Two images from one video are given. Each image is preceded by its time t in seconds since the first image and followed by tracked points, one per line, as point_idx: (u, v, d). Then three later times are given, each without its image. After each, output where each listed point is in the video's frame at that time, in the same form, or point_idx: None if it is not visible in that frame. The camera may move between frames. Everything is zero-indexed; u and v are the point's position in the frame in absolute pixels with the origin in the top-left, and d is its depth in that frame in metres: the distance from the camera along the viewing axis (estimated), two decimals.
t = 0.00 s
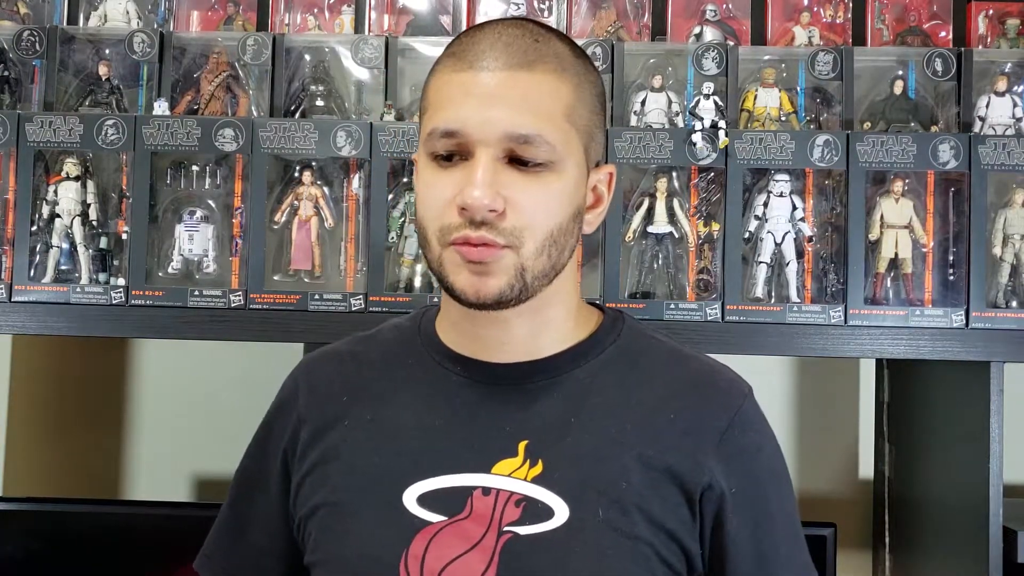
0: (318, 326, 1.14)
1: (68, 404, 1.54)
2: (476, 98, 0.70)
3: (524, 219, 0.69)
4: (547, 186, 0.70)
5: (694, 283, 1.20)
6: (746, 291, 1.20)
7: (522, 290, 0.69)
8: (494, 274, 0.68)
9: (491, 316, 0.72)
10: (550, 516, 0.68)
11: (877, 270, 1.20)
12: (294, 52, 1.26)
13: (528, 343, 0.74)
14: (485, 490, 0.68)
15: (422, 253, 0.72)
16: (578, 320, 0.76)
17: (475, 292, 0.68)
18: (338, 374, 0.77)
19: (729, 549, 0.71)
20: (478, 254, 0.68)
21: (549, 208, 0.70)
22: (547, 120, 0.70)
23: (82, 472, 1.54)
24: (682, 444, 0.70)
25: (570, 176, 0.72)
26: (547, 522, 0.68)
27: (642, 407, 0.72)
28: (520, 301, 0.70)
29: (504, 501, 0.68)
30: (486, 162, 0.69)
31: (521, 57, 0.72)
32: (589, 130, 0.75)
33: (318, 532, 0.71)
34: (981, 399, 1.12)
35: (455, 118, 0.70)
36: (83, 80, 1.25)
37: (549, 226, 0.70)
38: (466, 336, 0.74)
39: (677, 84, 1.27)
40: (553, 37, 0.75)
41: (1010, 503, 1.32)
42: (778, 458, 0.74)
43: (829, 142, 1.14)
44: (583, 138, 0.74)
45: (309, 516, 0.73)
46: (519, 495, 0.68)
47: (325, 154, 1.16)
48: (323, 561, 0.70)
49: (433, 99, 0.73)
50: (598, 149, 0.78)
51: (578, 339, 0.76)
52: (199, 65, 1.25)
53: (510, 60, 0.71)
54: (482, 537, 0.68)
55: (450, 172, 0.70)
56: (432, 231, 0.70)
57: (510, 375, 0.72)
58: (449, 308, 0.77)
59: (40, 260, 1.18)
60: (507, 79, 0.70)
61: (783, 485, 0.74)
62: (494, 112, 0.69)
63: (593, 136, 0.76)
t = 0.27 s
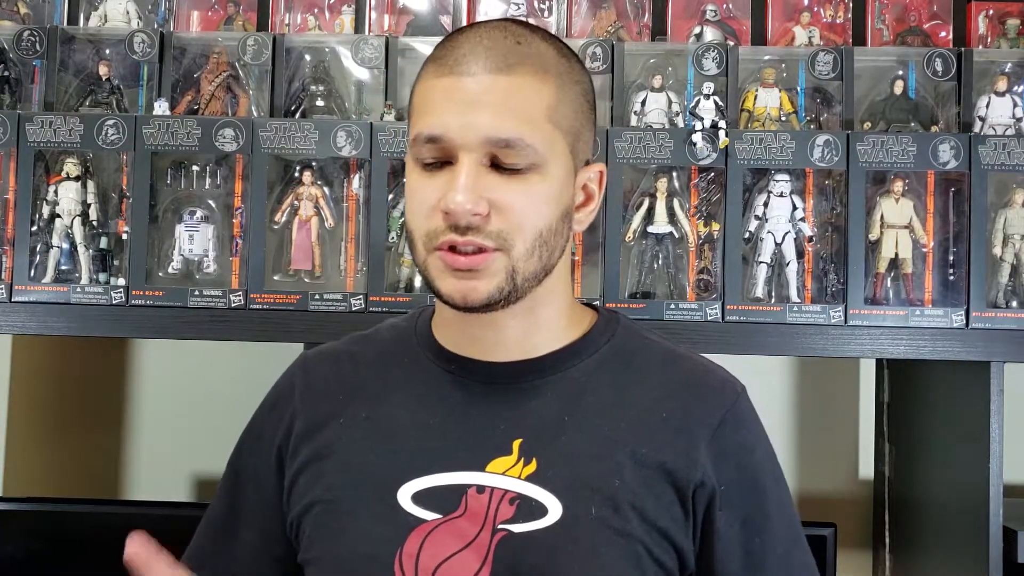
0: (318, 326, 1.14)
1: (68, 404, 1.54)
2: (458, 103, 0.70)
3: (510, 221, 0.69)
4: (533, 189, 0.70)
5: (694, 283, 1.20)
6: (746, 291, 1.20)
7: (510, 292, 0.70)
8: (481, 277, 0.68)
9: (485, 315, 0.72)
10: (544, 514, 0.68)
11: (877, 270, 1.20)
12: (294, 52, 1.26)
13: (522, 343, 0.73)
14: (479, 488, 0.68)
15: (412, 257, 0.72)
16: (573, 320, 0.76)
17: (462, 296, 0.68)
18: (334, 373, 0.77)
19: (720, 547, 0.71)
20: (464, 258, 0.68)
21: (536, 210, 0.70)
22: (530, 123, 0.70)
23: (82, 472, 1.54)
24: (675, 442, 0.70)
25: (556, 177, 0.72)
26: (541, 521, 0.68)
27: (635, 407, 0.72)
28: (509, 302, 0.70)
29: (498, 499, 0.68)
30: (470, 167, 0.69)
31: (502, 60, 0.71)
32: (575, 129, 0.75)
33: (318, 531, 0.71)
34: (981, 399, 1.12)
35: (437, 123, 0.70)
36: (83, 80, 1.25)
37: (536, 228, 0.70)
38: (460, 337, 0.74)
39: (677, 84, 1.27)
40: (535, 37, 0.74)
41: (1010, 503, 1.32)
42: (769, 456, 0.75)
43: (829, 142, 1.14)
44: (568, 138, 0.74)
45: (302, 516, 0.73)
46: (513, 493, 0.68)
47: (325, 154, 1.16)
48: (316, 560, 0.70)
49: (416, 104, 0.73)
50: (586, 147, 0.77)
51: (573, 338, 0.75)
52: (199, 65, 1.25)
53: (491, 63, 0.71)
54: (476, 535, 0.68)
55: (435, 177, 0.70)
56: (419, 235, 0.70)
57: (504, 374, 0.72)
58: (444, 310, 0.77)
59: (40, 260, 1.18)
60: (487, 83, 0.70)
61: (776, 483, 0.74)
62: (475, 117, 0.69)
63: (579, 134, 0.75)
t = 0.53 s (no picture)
0: (318, 326, 1.14)
1: (69, 403, 1.54)
2: (473, 93, 0.70)
3: (520, 214, 0.69)
4: (542, 185, 0.70)
5: (695, 284, 1.20)
6: (746, 292, 1.20)
7: (515, 285, 0.69)
8: (489, 269, 0.68)
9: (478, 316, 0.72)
10: (543, 519, 0.68)
11: (878, 270, 1.20)
12: (294, 52, 1.26)
13: (515, 344, 0.73)
14: (476, 493, 0.68)
15: (414, 248, 0.71)
16: (564, 320, 0.76)
17: (468, 287, 0.68)
18: (327, 374, 0.77)
19: (717, 547, 0.71)
20: (473, 247, 0.68)
21: (544, 205, 0.70)
22: (543, 118, 0.71)
23: (82, 472, 1.54)
24: (672, 443, 0.71)
25: (564, 176, 0.73)
26: (540, 525, 0.68)
27: (632, 408, 0.72)
28: (512, 297, 0.70)
29: (496, 504, 0.68)
30: (482, 158, 0.69)
31: (518, 54, 0.72)
32: (581, 132, 0.76)
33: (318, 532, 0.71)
34: (982, 399, 1.12)
35: (451, 113, 0.70)
36: (83, 80, 1.25)
37: (544, 224, 0.70)
38: (452, 337, 0.74)
39: (676, 84, 1.27)
40: (547, 37, 0.75)
41: (1010, 503, 1.32)
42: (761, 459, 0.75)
43: (829, 142, 1.14)
44: (575, 139, 0.75)
45: (295, 521, 0.72)
46: (510, 498, 0.68)
47: (325, 154, 1.16)
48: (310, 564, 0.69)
49: (427, 93, 0.73)
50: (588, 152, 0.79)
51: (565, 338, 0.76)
52: (199, 65, 1.25)
53: (507, 57, 0.71)
54: (474, 540, 0.68)
55: (445, 167, 0.70)
56: (425, 225, 0.70)
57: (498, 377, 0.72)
58: (432, 309, 0.76)
59: (40, 260, 1.18)
60: (504, 75, 0.70)
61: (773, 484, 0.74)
62: (491, 108, 0.69)
63: (584, 138, 0.77)
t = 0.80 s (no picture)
0: (318, 326, 1.14)
1: (69, 403, 1.54)
2: (461, 94, 0.70)
3: (509, 218, 0.69)
4: (530, 187, 0.71)
5: (694, 284, 1.20)
6: (746, 291, 1.20)
7: (503, 290, 0.70)
8: (479, 275, 0.69)
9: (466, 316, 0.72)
10: (533, 520, 0.68)
11: (878, 269, 1.20)
12: (294, 52, 1.26)
13: (503, 345, 0.74)
14: (465, 496, 0.68)
15: (403, 250, 0.71)
16: (550, 320, 0.77)
17: (457, 293, 0.68)
18: (318, 375, 0.77)
19: (715, 547, 0.71)
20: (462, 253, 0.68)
21: (533, 207, 0.71)
22: (532, 119, 0.71)
23: (81, 472, 1.54)
24: (669, 443, 0.71)
25: (552, 176, 0.73)
26: (530, 527, 0.68)
27: (630, 408, 0.72)
28: (502, 300, 0.71)
29: (485, 507, 0.68)
30: (471, 160, 0.69)
31: (506, 53, 0.72)
32: (569, 130, 0.76)
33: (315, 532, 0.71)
34: (981, 399, 1.12)
35: (439, 114, 0.70)
36: (83, 80, 1.25)
37: (532, 226, 0.71)
38: (438, 338, 0.74)
39: (677, 84, 1.27)
40: (534, 34, 0.75)
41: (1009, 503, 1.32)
42: (753, 459, 0.75)
43: (829, 142, 1.14)
44: (563, 138, 0.75)
45: (285, 523, 0.72)
46: (499, 501, 0.68)
47: (325, 154, 1.16)
48: (301, 564, 0.69)
49: (414, 92, 0.72)
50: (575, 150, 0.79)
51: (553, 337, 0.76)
52: (199, 65, 1.25)
53: (495, 56, 0.71)
54: (463, 543, 0.67)
55: (433, 169, 0.70)
56: (414, 228, 0.70)
57: (487, 378, 0.72)
58: (418, 310, 0.77)
59: (40, 260, 1.18)
60: (491, 75, 0.70)
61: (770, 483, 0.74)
62: (479, 109, 0.69)
63: (571, 136, 0.77)
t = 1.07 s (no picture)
0: (318, 325, 1.14)
1: (69, 403, 1.55)
2: (452, 92, 0.70)
3: (505, 213, 0.69)
4: (525, 182, 0.71)
5: (694, 283, 1.20)
6: (746, 291, 1.20)
7: (502, 286, 0.69)
8: (477, 270, 0.68)
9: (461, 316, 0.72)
10: (530, 518, 0.68)
11: (877, 269, 1.20)
12: (294, 52, 1.26)
13: (499, 344, 0.74)
14: (462, 494, 0.68)
15: (399, 251, 0.71)
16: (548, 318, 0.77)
17: (456, 290, 0.68)
18: (315, 375, 0.77)
19: (713, 547, 0.71)
20: (458, 249, 0.68)
21: (528, 202, 0.70)
22: (524, 114, 0.71)
23: (81, 472, 1.54)
24: (669, 443, 0.71)
25: (546, 171, 0.73)
26: (527, 525, 0.68)
27: (629, 407, 0.72)
28: (500, 297, 0.70)
29: (482, 505, 0.68)
30: (465, 157, 0.69)
31: (495, 50, 0.71)
32: (561, 125, 0.76)
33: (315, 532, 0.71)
34: (982, 399, 1.12)
35: (431, 113, 0.70)
36: (83, 80, 1.25)
37: (528, 221, 0.70)
38: (434, 338, 0.74)
39: (676, 84, 1.27)
40: (522, 30, 0.75)
41: (1009, 503, 1.32)
42: (750, 459, 0.75)
43: (829, 142, 1.14)
44: (555, 133, 0.75)
45: (283, 520, 0.72)
46: (497, 499, 0.68)
47: (325, 154, 1.16)
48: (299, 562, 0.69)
49: (405, 94, 0.72)
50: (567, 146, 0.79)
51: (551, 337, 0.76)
52: (199, 65, 1.25)
53: (485, 53, 0.71)
54: (460, 542, 0.67)
55: (427, 168, 0.70)
56: (409, 228, 0.70)
57: (483, 377, 0.72)
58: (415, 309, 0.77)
59: (40, 260, 1.18)
60: (482, 72, 0.70)
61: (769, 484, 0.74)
62: (470, 106, 0.69)
63: (563, 131, 0.77)
